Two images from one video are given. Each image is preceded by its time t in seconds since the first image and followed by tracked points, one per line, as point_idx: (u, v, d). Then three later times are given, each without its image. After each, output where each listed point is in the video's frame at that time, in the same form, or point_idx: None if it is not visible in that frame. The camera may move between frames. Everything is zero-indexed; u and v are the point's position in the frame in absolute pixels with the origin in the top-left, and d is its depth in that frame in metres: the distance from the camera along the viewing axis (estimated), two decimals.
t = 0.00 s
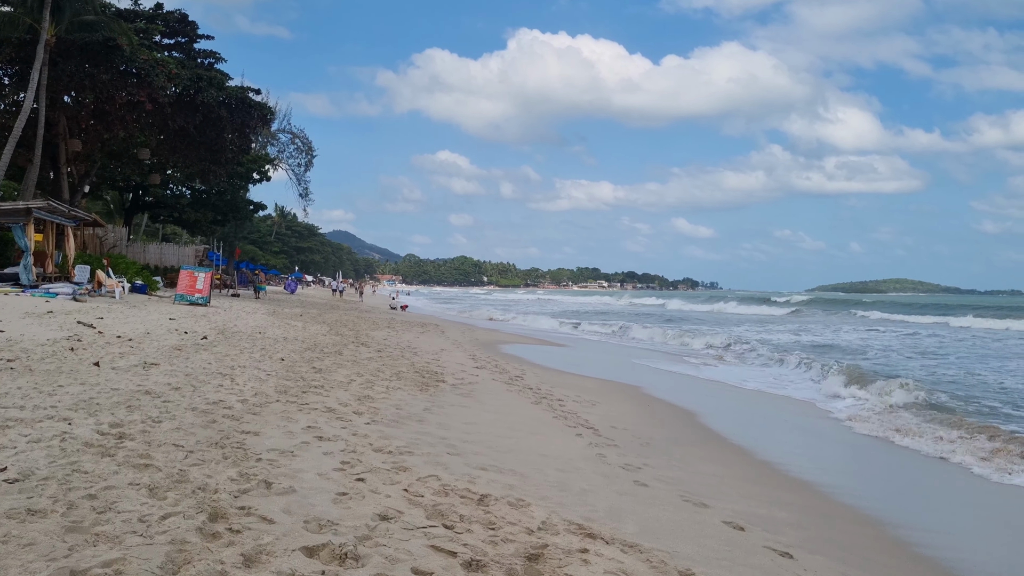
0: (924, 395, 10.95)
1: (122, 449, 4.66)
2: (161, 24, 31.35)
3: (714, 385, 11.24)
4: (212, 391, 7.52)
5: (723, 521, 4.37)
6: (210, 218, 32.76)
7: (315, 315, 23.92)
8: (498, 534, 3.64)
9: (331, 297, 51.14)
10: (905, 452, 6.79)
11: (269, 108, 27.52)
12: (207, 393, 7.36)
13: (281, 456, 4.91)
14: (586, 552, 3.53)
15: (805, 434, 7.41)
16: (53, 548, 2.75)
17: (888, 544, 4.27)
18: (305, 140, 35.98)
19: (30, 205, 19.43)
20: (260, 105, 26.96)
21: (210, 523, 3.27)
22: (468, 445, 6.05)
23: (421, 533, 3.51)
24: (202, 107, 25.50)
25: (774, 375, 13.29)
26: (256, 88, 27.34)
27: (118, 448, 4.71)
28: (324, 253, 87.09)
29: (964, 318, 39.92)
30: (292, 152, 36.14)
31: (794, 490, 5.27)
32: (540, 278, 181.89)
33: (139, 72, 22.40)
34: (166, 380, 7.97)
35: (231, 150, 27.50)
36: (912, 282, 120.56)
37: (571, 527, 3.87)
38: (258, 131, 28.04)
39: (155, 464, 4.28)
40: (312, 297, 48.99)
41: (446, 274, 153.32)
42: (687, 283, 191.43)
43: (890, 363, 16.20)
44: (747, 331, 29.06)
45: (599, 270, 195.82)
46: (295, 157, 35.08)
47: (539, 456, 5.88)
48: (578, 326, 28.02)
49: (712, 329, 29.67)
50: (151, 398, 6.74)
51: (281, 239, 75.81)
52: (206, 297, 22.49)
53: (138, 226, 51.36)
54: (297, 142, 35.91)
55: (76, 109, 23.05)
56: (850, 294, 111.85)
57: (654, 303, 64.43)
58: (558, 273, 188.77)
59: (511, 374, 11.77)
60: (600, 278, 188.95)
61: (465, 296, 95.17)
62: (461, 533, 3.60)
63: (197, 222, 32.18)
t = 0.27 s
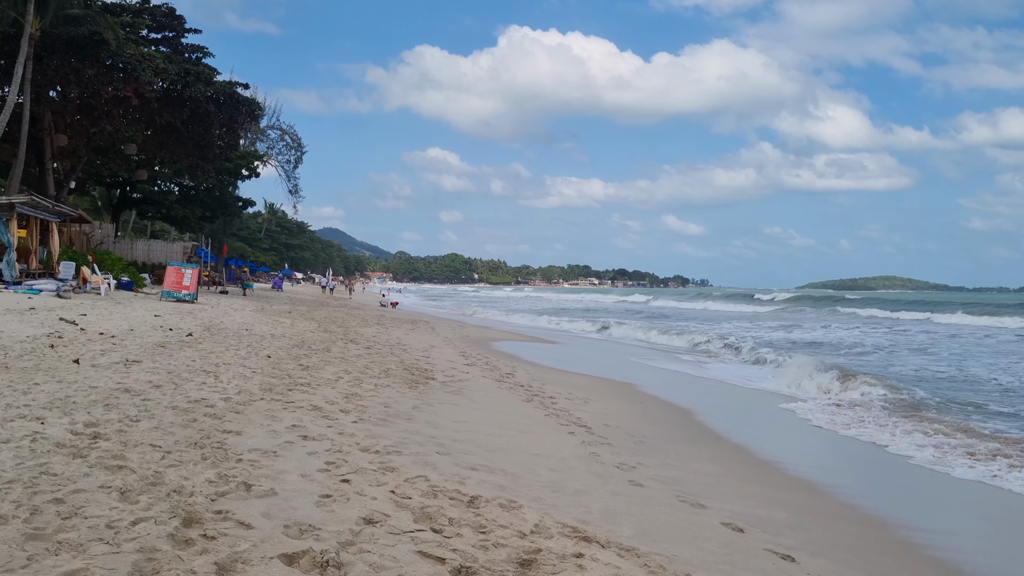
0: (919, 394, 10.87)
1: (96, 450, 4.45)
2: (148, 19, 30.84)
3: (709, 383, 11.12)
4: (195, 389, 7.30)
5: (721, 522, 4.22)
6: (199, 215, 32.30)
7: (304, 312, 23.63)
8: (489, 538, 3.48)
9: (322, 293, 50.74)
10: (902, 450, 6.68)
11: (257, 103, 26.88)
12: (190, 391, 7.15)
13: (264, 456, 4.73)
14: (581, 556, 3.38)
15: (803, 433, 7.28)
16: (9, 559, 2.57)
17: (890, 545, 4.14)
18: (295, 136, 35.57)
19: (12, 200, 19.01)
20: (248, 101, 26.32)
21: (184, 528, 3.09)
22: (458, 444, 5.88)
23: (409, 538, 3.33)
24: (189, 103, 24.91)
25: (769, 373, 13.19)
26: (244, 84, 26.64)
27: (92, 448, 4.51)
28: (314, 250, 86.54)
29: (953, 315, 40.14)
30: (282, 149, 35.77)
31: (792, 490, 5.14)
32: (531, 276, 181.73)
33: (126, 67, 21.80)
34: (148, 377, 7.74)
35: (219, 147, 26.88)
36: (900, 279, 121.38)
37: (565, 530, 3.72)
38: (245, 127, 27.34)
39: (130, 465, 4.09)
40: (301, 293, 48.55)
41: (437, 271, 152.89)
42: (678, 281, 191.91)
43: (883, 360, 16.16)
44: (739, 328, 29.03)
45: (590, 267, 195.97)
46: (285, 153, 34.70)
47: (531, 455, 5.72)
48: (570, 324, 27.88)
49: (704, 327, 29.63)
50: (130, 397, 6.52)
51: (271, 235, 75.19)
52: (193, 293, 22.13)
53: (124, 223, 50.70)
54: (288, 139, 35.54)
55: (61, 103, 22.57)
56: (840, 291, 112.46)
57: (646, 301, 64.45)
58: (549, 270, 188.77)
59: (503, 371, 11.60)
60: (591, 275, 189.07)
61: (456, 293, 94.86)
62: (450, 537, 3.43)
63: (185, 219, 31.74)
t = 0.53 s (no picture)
0: (912, 391, 10.81)
1: (61, 456, 4.21)
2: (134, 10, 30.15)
3: (701, 380, 10.99)
4: (174, 388, 7.05)
5: (719, 528, 4.06)
6: (185, 210, 31.76)
7: (291, 307, 23.31)
8: (476, 549, 3.28)
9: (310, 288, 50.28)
10: (899, 450, 6.56)
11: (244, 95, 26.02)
12: (167, 390, 6.89)
13: (240, 460, 4.50)
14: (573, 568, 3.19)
15: (798, 432, 7.14)
16: None
17: (891, 550, 3.99)
18: (283, 130, 35.06)
19: None
20: (236, 93, 25.42)
21: (147, 544, 2.87)
22: (445, 446, 5.69)
23: (391, 551, 3.13)
24: (175, 95, 24.27)
25: (761, 368, 13.08)
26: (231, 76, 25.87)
27: (57, 453, 4.26)
28: (303, 245, 85.87)
29: (940, 310, 40.40)
30: (269, 143, 35.33)
31: (789, 492, 4.99)
32: (521, 271, 181.55)
33: (110, 59, 20.98)
34: (125, 376, 7.46)
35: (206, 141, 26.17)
36: (888, 274, 122.31)
37: (556, 539, 3.53)
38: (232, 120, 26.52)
39: (96, 472, 3.86)
40: (289, 288, 48.08)
41: (427, 266, 152.34)
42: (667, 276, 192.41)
43: (874, 356, 16.12)
44: (729, 323, 29.01)
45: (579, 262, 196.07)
46: (273, 147, 34.26)
47: (520, 456, 5.54)
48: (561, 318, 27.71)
49: (695, 322, 29.59)
50: (104, 397, 6.26)
51: (259, 230, 74.44)
52: (177, 288, 21.77)
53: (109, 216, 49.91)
54: (276, 133, 35.10)
55: (44, 96, 21.98)
56: (828, 287, 113.16)
57: (636, 296, 64.47)
58: (539, 265, 188.67)
59: (493, 368, 11.41)
60: (581, 270, 189.19)
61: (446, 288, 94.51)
62: (434, 550, 3.23)
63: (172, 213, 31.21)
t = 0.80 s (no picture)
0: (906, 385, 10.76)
1: (33, 458, 4.00)
2: None
3: (695, 374, 10.88)
4: (156, 384, 6.82)
5: (721, 530, 3.93)
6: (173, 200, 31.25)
7: (280, 299, 23.00)
8: (471, 557, 3.12)
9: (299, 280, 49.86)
10: (898, 446, 6.47)
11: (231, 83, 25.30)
12: (149, 386, 6.67)
13: (224, 461, 4.31)
14: None
15: (796, 428, 7.04)
16: None
17: (898, 552, 3.86)
18: (271, 120, 34.54)
19: None
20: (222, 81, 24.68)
21: (120, 556, 2.68)
22: (436, 444, 5.52)
23: (382, 561, 2.96)
24: (161, 84, 23.72)
25: (754, 360, 13.01)
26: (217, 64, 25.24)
27: (29, 455, 4.05)
28: (292, 236, 85.10)
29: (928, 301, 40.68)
30: (257, 133, 34.80)
31: (789, 489, 4.88)
32: (512, 262, 181.33)
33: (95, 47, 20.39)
34: (105, 372, 7.22)
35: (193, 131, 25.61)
36: (876, 265, 123.17)
37: (555, 545, 3.38)
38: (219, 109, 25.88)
39: (69, 476, 3.66)
40: (277, 280, 47.60)
41: (417, 257, 151.76)
42: (657, 267, 192.93)
43: (866, 348, 16.11)
44: (720, 315, 29.03)
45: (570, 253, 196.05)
46: (261, 137, 33.74)
47: (514, 455, 5.38)
48: (552, 310, 27.57)
49: (686, 314, 29.55)
50: (81, 394, 6.03)
51: (247, 221, 73.68)
52: (163, 280, 21.40)
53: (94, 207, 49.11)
54: (264, 122, 34.58)
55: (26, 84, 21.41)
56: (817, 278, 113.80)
57: (626, 287, 64.49)
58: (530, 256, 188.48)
59: (485, 361, 11.24)
60: (571, 262, 189.22)
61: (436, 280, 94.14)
62: (427, 558, 3.06)
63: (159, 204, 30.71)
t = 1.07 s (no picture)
0: (899, 380, 10.74)
1: (6, 464, 3.81)
2: None
3: (689, 369, 10.80)
4: (140, 382, 6.62)
5: (725, 535, 3.81)
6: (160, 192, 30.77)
7: (269, 293, 22.72)
8: (468, 570, 2.99)
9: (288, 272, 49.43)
10: (896, 444, 6.40)
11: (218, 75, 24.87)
12: (132, 384, 6.46)
13: (208, 467, 4.13)
14: None
15: (792, 425, 6.95)
16: None
17: (904, 557, 3.76)
18: (259, 111, 34.06)
19: None
20: (208, 73, 24.23)
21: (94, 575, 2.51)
22: (429, 444, 5.37)
23: None
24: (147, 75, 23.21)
25: (747, 355, 12.97)
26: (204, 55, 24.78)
27: (2, 462, 3.86)
28: (281, 228, 84.36)
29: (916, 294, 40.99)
30: (245, 124, 34.34)
31: (789, 490, 4.78)
32: (502, 254, 181.04)
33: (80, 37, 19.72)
34: (87, 370, 7.00)
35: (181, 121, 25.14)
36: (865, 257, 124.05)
37: (555, 555, 3.25)
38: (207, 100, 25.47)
39: (43, 485, 3.47)
40: (266, 272, 47.17)
41: (407, 250, 151.14)
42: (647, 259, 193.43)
43: (858, 342, 16.14)
44: (711, 309, 29.08)
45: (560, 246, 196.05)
46: (249, 129, 33.28)
47: (509, 456, 5.24)
48: (543, 303, 27.48)
49: (677, 307, 29.56)
50: (60, 394, 5.83)
51: (236, 213, 72.94)
52: (150, 273, 21.05)
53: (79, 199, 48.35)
54: (252, 114, 34.10)
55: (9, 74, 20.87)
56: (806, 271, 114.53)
57: (617, 280, 64.52)
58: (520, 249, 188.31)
59: (477, 357, 11.10)
60: (561, 254, 189.24)
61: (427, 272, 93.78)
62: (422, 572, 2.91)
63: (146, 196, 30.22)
